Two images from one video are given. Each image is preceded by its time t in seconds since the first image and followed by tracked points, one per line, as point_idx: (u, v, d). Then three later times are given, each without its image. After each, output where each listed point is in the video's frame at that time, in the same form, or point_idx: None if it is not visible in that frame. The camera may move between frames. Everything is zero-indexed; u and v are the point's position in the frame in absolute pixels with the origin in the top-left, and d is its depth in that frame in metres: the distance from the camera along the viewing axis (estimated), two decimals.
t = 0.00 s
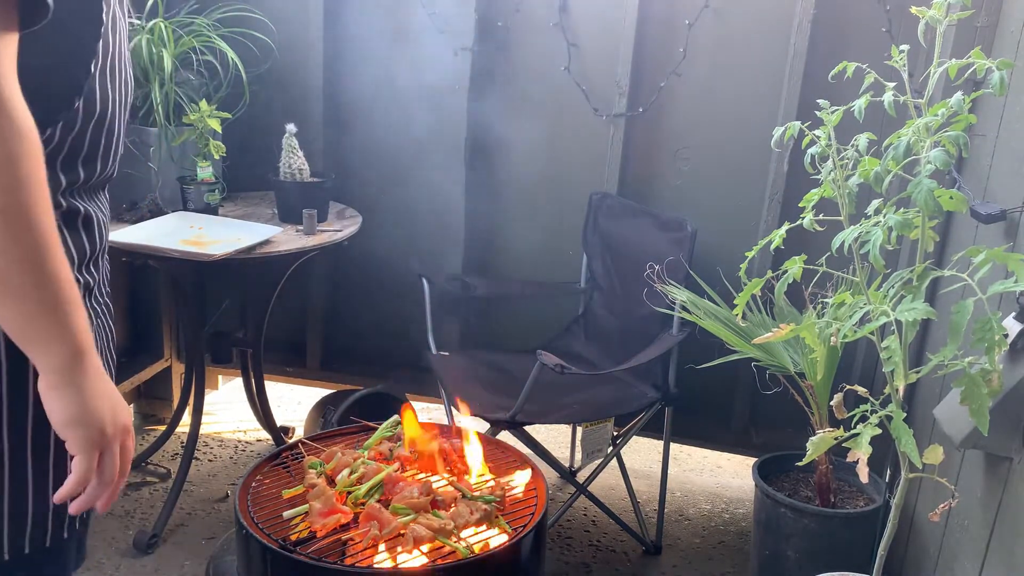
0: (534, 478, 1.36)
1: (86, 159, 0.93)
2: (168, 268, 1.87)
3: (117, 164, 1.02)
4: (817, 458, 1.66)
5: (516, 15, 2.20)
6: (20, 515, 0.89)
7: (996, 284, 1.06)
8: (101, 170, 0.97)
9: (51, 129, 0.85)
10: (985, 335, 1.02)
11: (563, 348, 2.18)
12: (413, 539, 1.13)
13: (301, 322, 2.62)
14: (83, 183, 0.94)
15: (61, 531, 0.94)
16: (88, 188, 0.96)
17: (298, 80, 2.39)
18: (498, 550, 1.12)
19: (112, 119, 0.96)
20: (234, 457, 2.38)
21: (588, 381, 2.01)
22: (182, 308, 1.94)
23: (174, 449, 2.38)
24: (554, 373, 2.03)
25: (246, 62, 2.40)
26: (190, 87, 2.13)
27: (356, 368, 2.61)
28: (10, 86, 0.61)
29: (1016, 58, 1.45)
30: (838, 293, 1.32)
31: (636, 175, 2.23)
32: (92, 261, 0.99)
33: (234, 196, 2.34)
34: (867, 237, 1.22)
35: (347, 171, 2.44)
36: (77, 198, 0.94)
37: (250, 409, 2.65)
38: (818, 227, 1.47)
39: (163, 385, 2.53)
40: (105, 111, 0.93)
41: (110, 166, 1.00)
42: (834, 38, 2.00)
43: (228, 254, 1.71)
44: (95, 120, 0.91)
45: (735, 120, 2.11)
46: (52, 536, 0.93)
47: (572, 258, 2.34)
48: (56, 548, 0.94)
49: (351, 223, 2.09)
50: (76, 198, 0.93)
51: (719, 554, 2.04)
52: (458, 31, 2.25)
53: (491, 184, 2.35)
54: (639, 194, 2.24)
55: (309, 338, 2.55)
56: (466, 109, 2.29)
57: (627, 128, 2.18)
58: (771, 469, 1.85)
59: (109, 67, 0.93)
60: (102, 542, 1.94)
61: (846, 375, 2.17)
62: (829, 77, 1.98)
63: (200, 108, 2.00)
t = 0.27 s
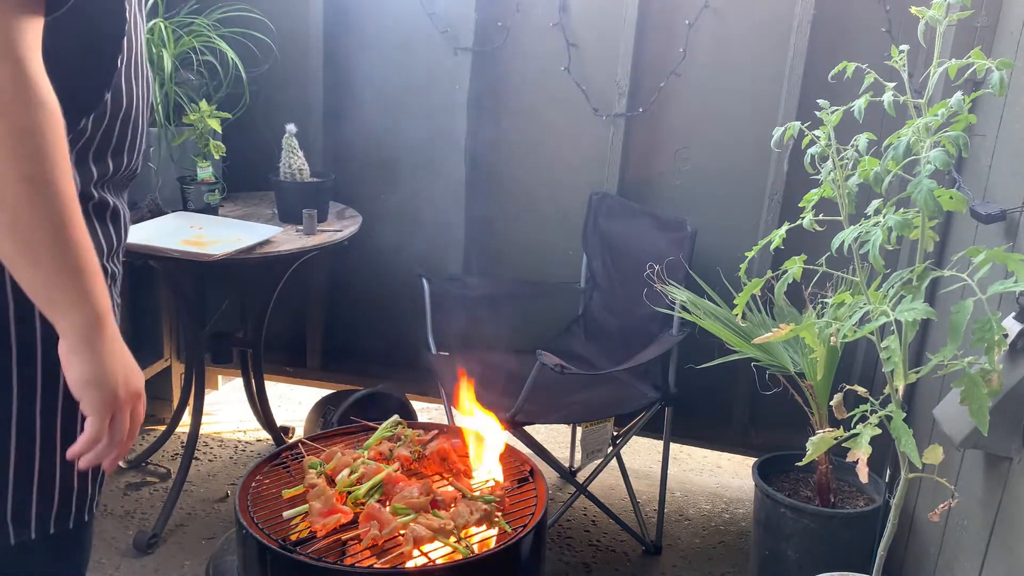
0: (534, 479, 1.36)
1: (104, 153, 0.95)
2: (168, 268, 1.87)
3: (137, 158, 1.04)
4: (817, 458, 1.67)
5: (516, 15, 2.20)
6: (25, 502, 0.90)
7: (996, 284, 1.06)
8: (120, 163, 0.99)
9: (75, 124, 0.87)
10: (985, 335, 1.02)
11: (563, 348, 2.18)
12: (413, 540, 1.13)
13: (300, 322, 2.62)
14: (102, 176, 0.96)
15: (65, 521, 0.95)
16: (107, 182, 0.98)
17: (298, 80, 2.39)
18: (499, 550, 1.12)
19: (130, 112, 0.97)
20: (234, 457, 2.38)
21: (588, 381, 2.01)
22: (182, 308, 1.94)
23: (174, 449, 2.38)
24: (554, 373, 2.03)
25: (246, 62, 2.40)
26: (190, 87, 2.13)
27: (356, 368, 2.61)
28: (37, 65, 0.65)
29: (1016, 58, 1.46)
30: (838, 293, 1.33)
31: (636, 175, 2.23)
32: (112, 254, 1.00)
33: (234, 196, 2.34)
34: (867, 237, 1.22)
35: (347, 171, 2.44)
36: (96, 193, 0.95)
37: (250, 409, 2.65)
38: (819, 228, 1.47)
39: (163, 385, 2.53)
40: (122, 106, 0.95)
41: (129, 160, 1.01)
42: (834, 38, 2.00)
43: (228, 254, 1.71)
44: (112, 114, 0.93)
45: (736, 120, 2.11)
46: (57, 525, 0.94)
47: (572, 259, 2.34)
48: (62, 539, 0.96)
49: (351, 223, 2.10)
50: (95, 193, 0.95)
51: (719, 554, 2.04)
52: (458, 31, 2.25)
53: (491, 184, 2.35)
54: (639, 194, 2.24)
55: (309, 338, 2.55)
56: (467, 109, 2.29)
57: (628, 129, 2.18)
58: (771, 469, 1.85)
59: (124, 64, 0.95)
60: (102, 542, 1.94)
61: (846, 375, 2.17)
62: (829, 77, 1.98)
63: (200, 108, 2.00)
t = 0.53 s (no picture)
0: (534, 479, 1.36)
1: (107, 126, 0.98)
2: (168, 268, 1.87)
3: (151, 142, 1.08)
4: (817, 458, 1.67)
5: (516, 15, 2.20)
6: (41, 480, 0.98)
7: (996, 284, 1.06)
8: (131, 142, 1.03)
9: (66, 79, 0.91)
10: (985, 335, 1.02)
11: (563, 348, 2.18)
12: (413, 540, 1.13)
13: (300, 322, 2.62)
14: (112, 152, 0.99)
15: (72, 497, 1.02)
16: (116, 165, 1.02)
17: (298, 80, 2.39)
18: (498, 550, 1.12)
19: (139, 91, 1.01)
20: (234, 457, 2.38)
21: (589, 381, 2.01)
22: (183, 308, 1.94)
23: (174, 449, 2.38)
24: (554, 374, 2.03)
25: (246, 62, 2.40)
26: (190, 87, 2.13)
27: (357, 368, 2.61)
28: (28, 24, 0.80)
29: (1016, 58, 1.46)
30: (839, 294, 1.32)
31: (636, 175, 2.23)
32: (122, 232, 1.05)
33: (234, 196, 2.34)
34: (867, 237, 1.22)
35: (347, 171, 2.44)
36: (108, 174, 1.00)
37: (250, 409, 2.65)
38: (819, 228, 1.47)
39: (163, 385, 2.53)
40: (130, 78, 0.99)
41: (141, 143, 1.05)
42: (834, 38, 2.00)
43: (228, 254, 1.71)
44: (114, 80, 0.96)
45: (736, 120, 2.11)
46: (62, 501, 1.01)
47: (572, 258, 2.34)
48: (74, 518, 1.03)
49: (351, 223, 2.10)
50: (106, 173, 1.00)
51: (719, 554, 2.04)
52: (458, 31, 2.25)
53: (491, 184, 2.35)
54: (639, 194, 2.24)
55: (309, 338, 2.55)
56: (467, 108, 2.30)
57: (627, 128, 2.18)
58: (771, 469, 1.85)
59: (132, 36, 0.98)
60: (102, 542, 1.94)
61: (846, 375, 2.17)
62: (829, 77, 1.98)
63: (200, 108, 2.00)
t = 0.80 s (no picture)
0: (534, 479, 1.36)
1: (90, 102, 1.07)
2: (168, 268, 1.87)
3: (140, 134, 1.18)
4: (816, 458, 1.67)
5: (516, 15, 2.20)
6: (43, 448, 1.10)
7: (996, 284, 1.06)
8: (116, 126, 1.12)
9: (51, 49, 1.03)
10: (985, 335, 1.02)
11: (563, 348, 2.18)
12: (413, 539, 1.13)
13: (300, 322, 2.62)
14: (94, 127, 1.09)
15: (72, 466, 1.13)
16: (102, 143, 1.12)
17: (298, 79, 2.39)
18: (498, 550, 1.12)
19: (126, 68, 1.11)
20: (234, 457, 2.38)
21: (589, 381, 2.01)
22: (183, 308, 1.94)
23: (174, 449, 2.38)
24: (554, 374, 2.03)
25: (246, 62, 2.40)
26: (190, 87, 2.12)
27: (357, 368, 2.61)
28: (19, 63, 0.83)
29: (1016, 58, 1.45)
30: (839, 294, 1.32)
31: (636, 175, 2.23)
32: (107, 210, 1.15)
33: (234, 196, 2.34)
34: (867, 237, 1.22)
35: (347, 170, 2.45)
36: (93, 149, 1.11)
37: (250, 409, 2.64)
38: (819, 228, 1.46)
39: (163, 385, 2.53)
40: (116, 67, 1.09)
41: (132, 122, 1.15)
42: (834, 38, 2.00)
43: (228, 254, 1.71)
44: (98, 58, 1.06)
45: (736, 120, 2.11)
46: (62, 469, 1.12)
47: (572, 258, 2.34)
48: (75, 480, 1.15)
49: (351, 223, 2.10)
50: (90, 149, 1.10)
51: (719, 554, 2.04)
52: (458, 31, 2.25)
53: (490, 184, 2.35)
54: (639, 194, 2.24)
55: (309, 338, 2.55)
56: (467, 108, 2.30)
57: (628, 128, 2.18)
58: (771, 469, 1.85)
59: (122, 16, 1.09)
60: (102, 543, 1.94)
61: (846, 375, 2.17)
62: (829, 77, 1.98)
63: (200, 108, 2.00)
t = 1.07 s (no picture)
0: (534, 479, 1.36)
1: (77, 98, 1.07)
2: (168, 268, 1.87)
3: (132, 136, 1.17)
4: (816, 458, 1.67)
5: (516, 15, 2.20)
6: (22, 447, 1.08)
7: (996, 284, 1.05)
8: (103, 124, 1.12)
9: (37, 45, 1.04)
10: (985, 335, 1.02)
11: (563, 348, 2.18)
12: (413, 540, 1.13)
13: (300, 322, 2.62)
14: (79, 124, 1.08)
15: (49, 467, 1.11)
16: (91, 142, 1.11)
17: (297, 79, 2.39)
18: (499, 551, 1.12)
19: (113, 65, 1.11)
20: (234, 457, 2.38)
21: (589, 381, 2.01)
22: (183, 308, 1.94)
23: (174, 449, 2.38)
24: (554, 373, 2.03)
25: (246, 62, 2.40)
26: (190, 87, 2.13)
27: (357, 368, 2.61)
28: None
29: (1016, 58, 1.45)
30: (839, 294, 1.32)
31: (635, 175, 2.23)
32: (94, 208, 1.14)
33: (234, 196, 2.34)
34: (867, 237, 1.22)
35: (346, 170, 2.45)
36: (82, 147, 1.10)
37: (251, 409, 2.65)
38: (820, 228, 1.46)
39: (163, 385, 2.53)
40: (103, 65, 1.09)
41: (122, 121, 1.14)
42: (834, 38, 1.99)
43: (228, 254, 1.70)
44: (83, 55, 1.06)
45: (736, 120, 2.11)
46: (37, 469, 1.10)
47: (571, 258, 2.34)
48: (55, 483, 1.13)
49: (351, 223, 2.10)
50: (79, 146, 1.10)
51: (719, 554, 2.04)
52: (458, 31, 2.25)
53: (490, 184, 2.35)
54: (639, 194, 2.24)
55: (309, 338, 2.55)
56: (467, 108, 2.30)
57: (628, 128, 2.18)
58: (771, 469, 1.85)
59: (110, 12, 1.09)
60: (102, 542, 1.94)
61: (846, 375, 2.17)
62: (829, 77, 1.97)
63: (200, 108, 1.99)
